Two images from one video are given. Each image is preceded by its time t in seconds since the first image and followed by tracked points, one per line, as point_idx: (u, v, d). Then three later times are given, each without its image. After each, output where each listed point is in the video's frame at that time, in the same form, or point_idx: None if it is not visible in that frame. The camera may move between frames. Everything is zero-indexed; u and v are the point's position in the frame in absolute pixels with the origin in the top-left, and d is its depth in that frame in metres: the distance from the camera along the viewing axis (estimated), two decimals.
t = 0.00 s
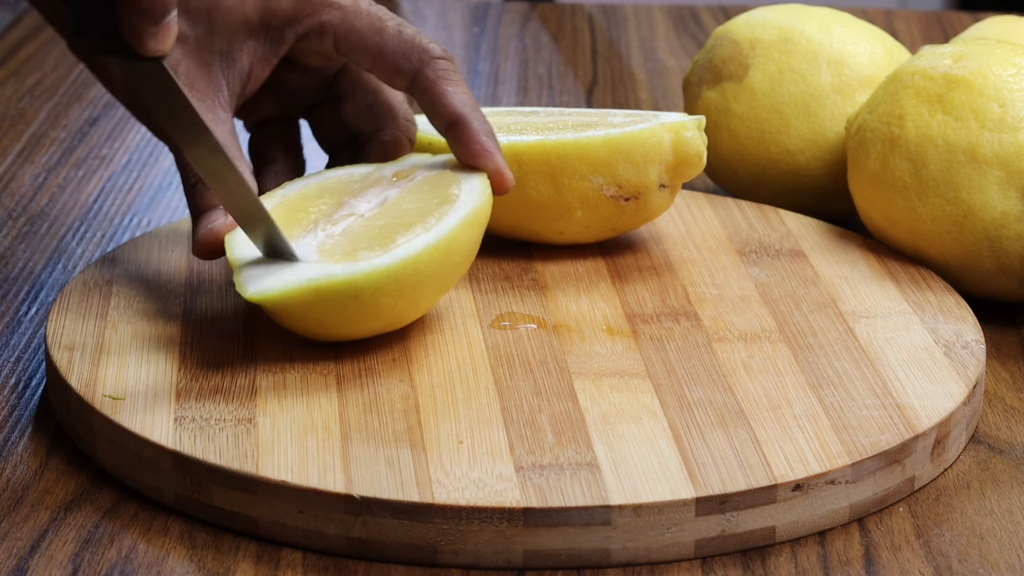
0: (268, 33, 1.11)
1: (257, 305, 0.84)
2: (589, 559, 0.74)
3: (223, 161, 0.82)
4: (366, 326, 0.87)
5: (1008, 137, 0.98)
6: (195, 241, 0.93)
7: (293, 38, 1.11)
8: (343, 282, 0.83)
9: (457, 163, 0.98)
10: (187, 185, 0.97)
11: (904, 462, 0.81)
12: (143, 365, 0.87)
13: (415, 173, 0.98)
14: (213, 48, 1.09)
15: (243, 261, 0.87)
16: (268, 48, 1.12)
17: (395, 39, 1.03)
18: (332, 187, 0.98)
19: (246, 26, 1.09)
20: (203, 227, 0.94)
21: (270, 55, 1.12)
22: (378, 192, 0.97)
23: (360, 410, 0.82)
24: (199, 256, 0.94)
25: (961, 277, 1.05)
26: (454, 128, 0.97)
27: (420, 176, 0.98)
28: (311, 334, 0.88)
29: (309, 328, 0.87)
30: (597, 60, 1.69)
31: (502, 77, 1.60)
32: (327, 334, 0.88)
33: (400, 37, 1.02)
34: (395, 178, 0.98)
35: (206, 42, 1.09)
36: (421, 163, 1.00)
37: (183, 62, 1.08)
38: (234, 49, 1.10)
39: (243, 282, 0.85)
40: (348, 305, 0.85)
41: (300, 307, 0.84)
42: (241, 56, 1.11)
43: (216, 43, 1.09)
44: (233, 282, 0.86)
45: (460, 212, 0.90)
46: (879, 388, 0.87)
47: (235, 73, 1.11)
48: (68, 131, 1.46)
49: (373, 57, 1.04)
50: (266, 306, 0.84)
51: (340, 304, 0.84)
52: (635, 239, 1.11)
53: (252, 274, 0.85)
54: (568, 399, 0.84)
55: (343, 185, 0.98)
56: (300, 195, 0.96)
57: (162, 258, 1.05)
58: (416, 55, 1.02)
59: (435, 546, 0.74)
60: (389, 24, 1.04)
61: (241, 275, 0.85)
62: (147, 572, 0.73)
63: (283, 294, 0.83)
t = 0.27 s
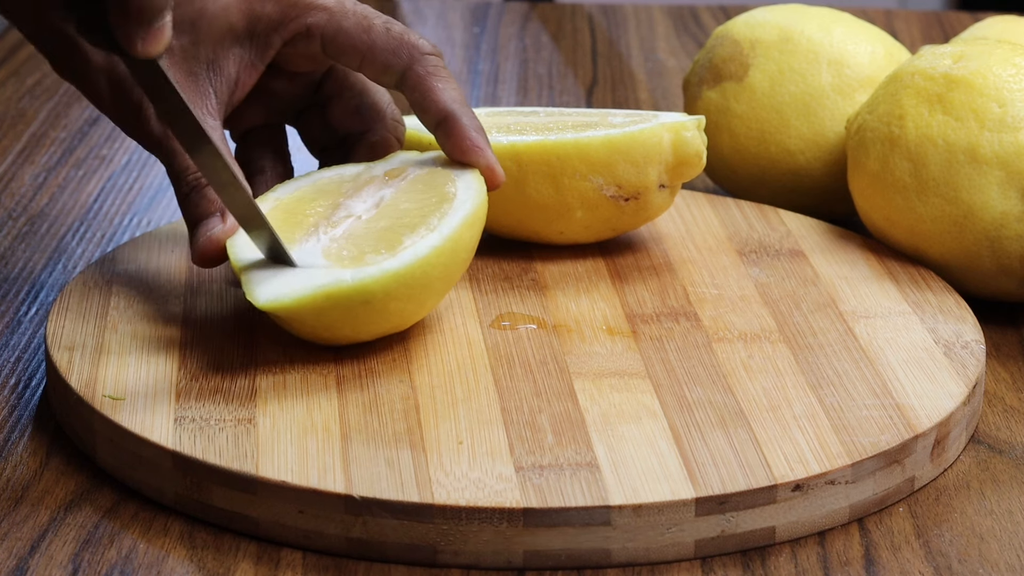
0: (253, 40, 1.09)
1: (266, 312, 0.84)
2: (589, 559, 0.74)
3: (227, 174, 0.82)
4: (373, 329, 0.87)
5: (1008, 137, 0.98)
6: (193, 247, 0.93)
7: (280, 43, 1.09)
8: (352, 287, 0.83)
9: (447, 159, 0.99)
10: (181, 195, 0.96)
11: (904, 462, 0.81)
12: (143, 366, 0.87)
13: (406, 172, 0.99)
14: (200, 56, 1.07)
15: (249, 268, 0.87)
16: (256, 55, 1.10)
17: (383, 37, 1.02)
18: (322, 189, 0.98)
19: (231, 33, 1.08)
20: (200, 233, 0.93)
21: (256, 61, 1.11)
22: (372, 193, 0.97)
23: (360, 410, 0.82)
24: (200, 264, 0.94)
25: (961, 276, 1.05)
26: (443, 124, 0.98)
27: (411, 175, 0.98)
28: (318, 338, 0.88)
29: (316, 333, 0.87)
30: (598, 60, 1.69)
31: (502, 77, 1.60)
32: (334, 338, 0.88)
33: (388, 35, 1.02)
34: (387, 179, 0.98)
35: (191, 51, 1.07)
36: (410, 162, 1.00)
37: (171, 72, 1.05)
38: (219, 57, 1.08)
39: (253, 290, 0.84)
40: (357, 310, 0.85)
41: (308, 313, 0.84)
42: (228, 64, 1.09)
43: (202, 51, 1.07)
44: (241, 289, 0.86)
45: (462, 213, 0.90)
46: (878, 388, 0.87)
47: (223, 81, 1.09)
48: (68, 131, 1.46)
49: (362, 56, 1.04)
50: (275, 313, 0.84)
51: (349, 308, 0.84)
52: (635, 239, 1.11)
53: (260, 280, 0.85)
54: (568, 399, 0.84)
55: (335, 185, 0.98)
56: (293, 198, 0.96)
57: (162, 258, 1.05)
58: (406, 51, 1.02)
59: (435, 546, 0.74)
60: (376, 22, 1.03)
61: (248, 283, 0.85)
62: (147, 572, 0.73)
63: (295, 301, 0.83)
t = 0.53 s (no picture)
0: (248, 42, 1.08)
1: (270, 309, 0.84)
2: (589, 559, 0.74)
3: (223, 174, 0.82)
4: (376, 324, 0.87)
5: (1008, 137, 0.98)
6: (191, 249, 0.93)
7: (275, 45, 1.08)
8: (355, 281, 0.83)
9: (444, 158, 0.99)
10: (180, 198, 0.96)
11: (904, 462, 0.81)
12: (143, 366, 0.87)
13: (400, 173, 0.99)
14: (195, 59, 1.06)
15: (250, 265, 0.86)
16: (250, 57, 1.09)
17: (379, 36, 1.02)
18: (318, 192, 0.97)
19: (226, 36, 1.07)
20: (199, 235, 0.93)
21: (252, 64, 1.10)
22: (368, 192, 0.97)
23: (360, 410, 0.82)
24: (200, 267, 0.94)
25: (961, 276, 1.05)
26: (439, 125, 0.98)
27: (406, 175, 0.98)
28: (321, 335, 0.88)
29: (319, 330, 0.86)
30: (598, 60, 1.69)
31: (502, 77, 1.60)
32: (337, 334, 0.88)
33: (384, 34, 1.01)
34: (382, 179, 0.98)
35: (187, 55, 1.06)
36: (404, 163, 1.00)
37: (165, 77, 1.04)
38: (214, 60, 1.07)
39: (255, 287, 0.84)
40: (361, 304, 0.85)
41: (312, 309, 0.84)
42: (223, 67, 1.08)
43: (197, 55, 1.06)
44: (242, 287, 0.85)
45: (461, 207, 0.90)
46: (879, 388, 0.87)
47: (218, 85, 1.08)
48: (68, 131, 1.46)
49: (358, 56, 1.03)
50: (279, 309, 0.84)
51: (352, 302, 0.84)
52: (635, 239, 1.11)
53: (263, 278, 0.85)
54: (568, 399, 0.84)
55: (330, 188, 0.98)
56: (288, 200, 0.96)
57: (162, 258, 1.05)
58: (403, 50, 1.01)
59: (435, 546, 0.74)
60: (371, 22, 1.02)
61: (250, 280, 0.85)
62: (147, 572, 0.73)
63: (297, 297, 0.83)
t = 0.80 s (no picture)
0: (251, 42, 1.08)
1: (284, 308, 0.84)
2: (589, 559, 0.74)
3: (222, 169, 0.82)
4: (386, 324, 0.87)
5: (1008, 137, 0.98)
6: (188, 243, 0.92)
7: (277, 47, 1.08)
8: (369, 280, 0.83)
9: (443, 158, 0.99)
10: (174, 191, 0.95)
11: (904, 462, 0.81)
12: (143, 366, 0.87)
13: (395, 173, 0.99)
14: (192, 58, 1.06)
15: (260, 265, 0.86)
16: (251, 57, 1.09)
17: (387, 32, 1.03)
18: (311, 194, 0.97)
19: (228, 35, 1.07)
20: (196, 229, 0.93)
21: (251, 63, 1.10)
22: (368, 192, 0.97)
23: (360, 410, 0.82)
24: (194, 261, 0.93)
25: (961, 276, 1.05)
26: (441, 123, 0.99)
27: (401, 175, 0.98)
28: (331, 335, 0.88)
29: (331, 329, 0.86)
30: (598, 60, 1.69)
31: (502, 77, 1.60)
32: (347, 334, 0.87)
33: (392, 32, 1.03)
34: (381, 178, 0.98)
35: (185, 50, 1.06)
36: (398, 163, 1.00)
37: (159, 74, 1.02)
38: (213, 58, 1.07)
39: (268, 287, 0.84)
40: (374, 304, 0.85)
41: (326, 308, 0.84)
42: (222, 64, 1.08)
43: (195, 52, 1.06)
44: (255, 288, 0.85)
45: (468, 206, 0.91)
46: (879, 388, 0.87)
47: (216, 82, 1.08)
48: (68, 131, 1.46)
49: (365, 53, 1.04)
50: (294, 309, 0.84)
51: (365, 302, 0.84)
52: (634, 239, 1.11)
53: (277, 277, 0.85)
54: (568, 399, 0.84)
55: (323, 190, 0.98)
56: (287, 200, 0.96)
57: (162, 258, 1.05)
58: (412, 47, 1.03)
59: (435, 546, 0.74)
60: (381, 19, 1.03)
61: (263, 280, 0.85)
62: (147, 572, 0.73)
63: (312, 296, 0.83)
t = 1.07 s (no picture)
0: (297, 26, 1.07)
1: (330, 301, 0.83)
2: (588, 559, 0.74)
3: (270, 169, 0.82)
4: (422, 324, 0.87)
5: (1008, 137, 0.98)
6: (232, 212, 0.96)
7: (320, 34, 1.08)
8: (419, 274, 0.83)
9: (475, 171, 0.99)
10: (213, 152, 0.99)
11: (904, 462, 0.81)
12: (143, 365, 0.87)
13: (412, 180, 0.99)
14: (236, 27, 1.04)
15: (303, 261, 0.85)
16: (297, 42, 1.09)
17: (412, 56, 1.02)
18: (330, 201, 0.96)
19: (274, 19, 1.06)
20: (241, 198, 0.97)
21: (295, 46, 1.09)
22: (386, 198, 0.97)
23: (360, 410, 0.82)
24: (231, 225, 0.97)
25: (961, 276, 1.05)
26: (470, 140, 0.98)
27: (419, 182, 0.99)
28: (365, 335, 0.87)
29: (368, 328, 0.85)
30: (597, 60, 1.69)
31: (502, 77, 1.60)
32: (382, 334, 0.87)
33: (418, 54, 1.02)
34: (397, 186, 0.98)
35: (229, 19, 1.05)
36: (413, 172, 1.00)
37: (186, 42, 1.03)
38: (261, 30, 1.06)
39: (316, 281, 0.83)
40: (419, 298, 0.84)
41: (373, 302, 0.83)
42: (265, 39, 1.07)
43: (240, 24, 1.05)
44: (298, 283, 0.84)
45: (499, 208, 0.92)
46: (879, 388, 0.87)
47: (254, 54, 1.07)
48: (68, 131, 1.46)
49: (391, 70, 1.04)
50: (341, 301, 0.83)
51: (411, 297, 0.84)
52: (635, 239, 1.11)
53: (323, 271, 0.84)
54: (568, 399, 0.84)
55: (341, 199, 0.96)
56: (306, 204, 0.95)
57: (162, 258, 1.05)
58: (431, 72, 1.01)
59: (435, 546, 0.74)
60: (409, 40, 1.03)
61: (307, 274, 0.84)
62: (147, 572, 0.73)
63: (361, 289, 0.82)
